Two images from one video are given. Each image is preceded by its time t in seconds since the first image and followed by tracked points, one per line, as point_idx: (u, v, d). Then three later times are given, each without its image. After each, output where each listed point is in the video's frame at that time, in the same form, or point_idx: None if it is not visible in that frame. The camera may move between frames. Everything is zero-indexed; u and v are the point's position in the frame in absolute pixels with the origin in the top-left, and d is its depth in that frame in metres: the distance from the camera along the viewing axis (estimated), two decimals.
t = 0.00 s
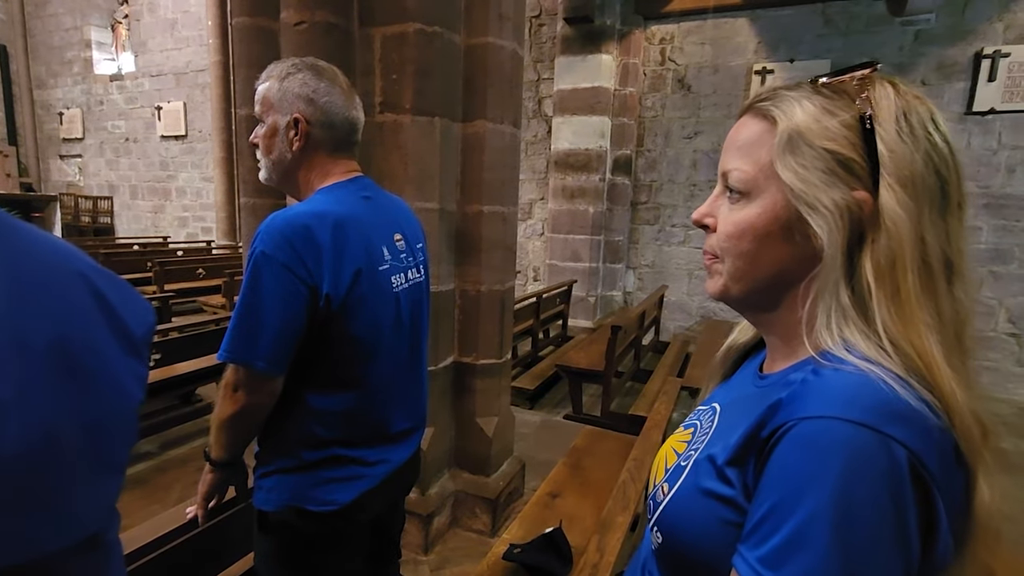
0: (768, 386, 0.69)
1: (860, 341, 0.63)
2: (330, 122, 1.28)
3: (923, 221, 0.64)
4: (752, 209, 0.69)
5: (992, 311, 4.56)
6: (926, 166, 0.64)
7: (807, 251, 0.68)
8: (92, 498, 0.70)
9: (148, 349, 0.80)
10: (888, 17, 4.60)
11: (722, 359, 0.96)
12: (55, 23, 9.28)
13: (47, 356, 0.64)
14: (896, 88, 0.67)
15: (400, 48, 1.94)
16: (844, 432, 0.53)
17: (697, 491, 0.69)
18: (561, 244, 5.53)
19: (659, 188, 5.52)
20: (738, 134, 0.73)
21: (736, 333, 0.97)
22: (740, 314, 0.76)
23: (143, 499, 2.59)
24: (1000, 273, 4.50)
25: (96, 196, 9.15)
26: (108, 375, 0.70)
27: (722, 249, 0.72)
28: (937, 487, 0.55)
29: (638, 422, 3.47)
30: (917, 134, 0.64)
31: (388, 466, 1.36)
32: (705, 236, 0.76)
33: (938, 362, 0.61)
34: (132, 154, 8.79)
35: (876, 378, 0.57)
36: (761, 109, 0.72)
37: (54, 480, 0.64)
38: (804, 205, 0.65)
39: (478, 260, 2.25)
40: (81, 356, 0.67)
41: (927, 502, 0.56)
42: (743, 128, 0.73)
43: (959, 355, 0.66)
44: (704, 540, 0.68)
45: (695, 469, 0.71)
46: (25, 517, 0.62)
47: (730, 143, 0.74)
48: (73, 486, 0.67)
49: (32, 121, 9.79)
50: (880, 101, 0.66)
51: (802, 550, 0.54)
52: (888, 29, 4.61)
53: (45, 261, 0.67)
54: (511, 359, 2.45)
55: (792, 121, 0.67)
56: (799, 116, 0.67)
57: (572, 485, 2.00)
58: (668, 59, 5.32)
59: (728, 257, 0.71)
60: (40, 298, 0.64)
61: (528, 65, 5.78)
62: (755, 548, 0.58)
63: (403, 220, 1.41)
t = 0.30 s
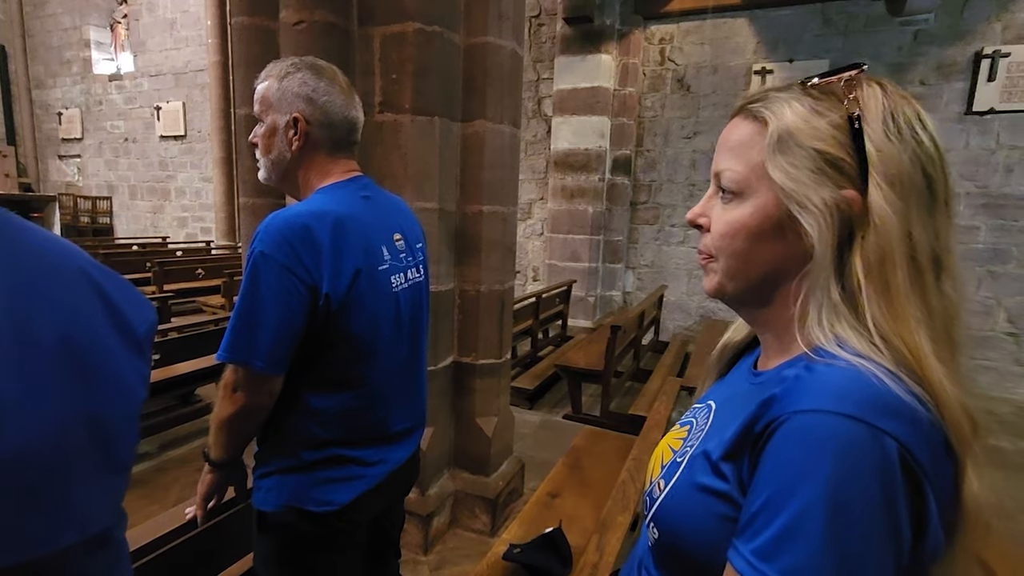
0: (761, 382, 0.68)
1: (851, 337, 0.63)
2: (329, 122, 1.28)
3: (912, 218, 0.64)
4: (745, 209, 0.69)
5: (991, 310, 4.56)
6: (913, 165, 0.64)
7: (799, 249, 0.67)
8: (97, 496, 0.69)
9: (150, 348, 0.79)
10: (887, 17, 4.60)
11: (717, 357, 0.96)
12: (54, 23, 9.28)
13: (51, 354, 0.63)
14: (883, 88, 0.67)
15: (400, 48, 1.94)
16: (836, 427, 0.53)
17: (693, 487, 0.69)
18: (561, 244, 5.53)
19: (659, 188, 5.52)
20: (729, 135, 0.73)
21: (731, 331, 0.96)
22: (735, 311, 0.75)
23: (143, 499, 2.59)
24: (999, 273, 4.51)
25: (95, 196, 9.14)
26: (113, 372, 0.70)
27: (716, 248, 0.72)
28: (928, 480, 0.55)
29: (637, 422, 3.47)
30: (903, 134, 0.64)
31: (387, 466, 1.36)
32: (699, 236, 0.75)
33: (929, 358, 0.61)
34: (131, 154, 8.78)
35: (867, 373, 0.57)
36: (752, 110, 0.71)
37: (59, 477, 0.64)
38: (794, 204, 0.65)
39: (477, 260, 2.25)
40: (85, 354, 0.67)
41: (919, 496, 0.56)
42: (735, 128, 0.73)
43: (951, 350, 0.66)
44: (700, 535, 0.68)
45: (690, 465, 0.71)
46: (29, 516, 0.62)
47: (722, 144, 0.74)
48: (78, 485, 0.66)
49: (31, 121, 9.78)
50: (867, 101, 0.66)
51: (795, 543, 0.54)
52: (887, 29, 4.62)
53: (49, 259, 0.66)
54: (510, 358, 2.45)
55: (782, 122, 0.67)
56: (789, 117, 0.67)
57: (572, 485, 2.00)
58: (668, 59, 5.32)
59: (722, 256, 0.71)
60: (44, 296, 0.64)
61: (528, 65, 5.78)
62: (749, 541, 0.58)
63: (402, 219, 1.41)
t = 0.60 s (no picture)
0: (751, 378, 0.68)
1: (837, 333, 0.62)
2: (328, 122, 1.27)
3: (896, 217, 0.64)
4: (733, 210, 0.69)
5: (991, 310, 4.56)
6: (897, 166, 0.64)
7: (786, 248, 0.67)
8: (98, 495, 0.69)
9: (150, 348, 0.79)
10: (887, 17, 4.60)
11: (710, 354, 0.95)
12: (53, 23, 9.26)
13: (52, 352, 0.63)
14: (867, 92, 0.67)
15: (399, 47, 1.94)
16: (822, 419, 0.53)
17: (685, 480, 0.68)
18: (561, 243, 5.53)
19: (659, 188, 5.52)
20: (719, 137, 0.73)
21: (723, 329, 0.96)
22: (726, 309, 0.75)
23: (142, 499, 2.59)
24: (998, 272, 4.51)
25: (94, 196, 9.14)
26: (113, 371, 0.70)
27: (707, 248, 0.71)
28: (912, 472, 0.55)
29: (637, 422, 3.47)
30: (886, 136, 0.64)
31: (386, 466, 1.35)
32: (690, 236, 0.75)
33: (913, 354, 0.61)
34: (130, 154, 8.77)
35: (852, 367, 0.57)
36: (741, 114, 0.71)
37: (60, 476, 0.64)
38: (781, 204, 0.65)
39: (477, 260, 2.24)
40: (85, 352, 0.66)
41: (904, 488, 0.56)
42: (724, 131, 0.72)
43: (937, 348, 0.66)
44: (692, 528, 0.67)
45: (682, 458, 0.70)
46: (32, 515, 0.61)
47: (712, 146, 0.74)
48: (80, 483, 0.66)
49: (30, 121, 9.78)
50: (851, 104, 0.66)
51: (783, 533, 0.54)
52: (887, 29, 4.61)
53: (48, 258, 0.66)
54: (510, 359, 2.45)
55: (769, 125, 0.67)
56: (776, 119, 0.67)
57: (572, 485, 2.00)
58: (667, 58, 5.31)
59: (712, 256, 0.71)
60: (44, 295, 0.64)
61: (528, 65, 5.78)
62: (738, 531, 0.58)
63: (402, 219, 1.41)
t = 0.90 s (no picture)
0: (745, 374, 0.68)
1: (828, 329, 0.62)
2: (328, 121, 1.27)
3: (885, 216, 0.63)
4: (726, 209, 0.68)
5: (991, 309, 4.56)
6: (885, 167, 0.63)
7: (778, 248, 0.67)
8: (95, 495, 0.69)
9: (147, 348, 0.79)
10: (887, 16, 4.60)
11: (705, 351, 0.95)
12: (53, 23, 9.26)
13: (47, 351, 0.63)
14: (856, 94, 0.66)
15: (399, 47, 1.93)
16: (813, 414, 0.53)
17: (680, 475, 0.68)
18: (561, 243, 5.52)
19: (659, 188, 5.52)
20: (712, 138, 0.72)
21: (717, 326, 0.95)
22: (718, 307, 0.75)
23: (142, 499, 2.59)
24: (999, 272, 4.50)
25: (94, 196, 9.13)
26: (110, 371, 0.70)
27: (700, 248, 0.71)
28: (903, 466, 0.55)
29: (637, 421, 3.47)
30: (876, 137, 0.63)
31: (385, 466, 1.35)
32: (684, 235, 0.75)
33: (903, 350, 0.61)
34: (130, 154, 8.77)
35: (843, 362, 0.57)
36: (733, 114, 0.70)
37: (57, 477, 0.63)
38: (772, 204, 0.65)
39: (477, 260, 2.24)
40: (82, 353, 0.66)
41: (895, 482, 0.55)
42: (716, 132, 0.72)
43: (928, 345, 0.65)
44: (689, 522, 0.67)
45: (677, 454, 0.70)
46: (29, 516, 0.61)
47: (705, 147, 0.73)
48: (77, 484, 0.66)
49: (30, 121, 9.78)
50: (841, 105, 0.66)
51: (776, 527, 0.54)
52: (887, 29, 4.61)
53: (44, 258, 0.66)
54: (510, 359, 2.45)
55: (760, 126, 0.66)
56: (768, 121, 0.66)
57: (571, 485, 2.00)
58: (668, 58, 5.31)
59: (706, 255, 0.70)
60: (40, 295, 0.63)
61: (528, 64, 5.78)
62: (734, 524, 0.58)
63: (401, 219, 1.40)
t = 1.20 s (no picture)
0: (745, 371, 0.67)
1: (829, 328, 0.62)
2: (328, 121, 1.26)
3: (888, 216, 0.63)
4: (729, 209, 0.67)
5: (994, 310, 4.55)
6: (887, 168, 0.63)
7: (780, 246, 0.66)
8: (93, 495, 0.69)
9: (144, 348, 0.78)
10: (889, 16, 4.59)
11: (703, 349, 0.94)
12: (54, 23, 9.27)
13: (45, 352, 0.62)
14: (858, 96, 0.66)
15: (399, 47, 1.93)
16: (815, 410, 0.52)
17: (681, 471, 0.67)
18: (561, 243, 5.52)
19: (660, 188, 5.51)
20: (713, 139, 0.71)
21: (716, 324, 0.94)
22: (719, 306, 0.74)
23: (142, 499, 2.58)
24: (1002, 272, 4.49)
25: (95, 196, 9.14)
26: (107, 372, 0.69)
27: (703, 247, 0.70)
28: (903, 461, 0.55)
29: (638, 421, 3.47)
30: (878, 139, 0.63)
31: (386, 467, 1.34)
32: (686, 235, 0.74)
33: (901, 348, 0.60)
34: (130, 154, 8.77)
35: (844, 359, 0.56)
36: (736, 115, 0.70)
37: (55, 478, 0.63)
38: (775, 205, 0.64)
39: (478, 260, 2.23)
40: (78, 354, 0.66)
41: (897, 476, 0.55)
42: (718, 133, 0.71)
43: (929, 344, 0.65)
44: (690, 518, 0.66)
45: (678, 450, 0.69)
46: (27, 518, 0.61)
47: (707, 147, 0.72)
48: (74, 485, 0.66)
49: (30, 120, 9.78)
50: (844, 108, 0.65)
51: (778, 522, 0.53)
52: (889, 29, 4.60)
53: (40, 259, 0.65)
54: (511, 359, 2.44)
55: (764, 127, 0.66)
56: (771, 122, 0.66)
57: (572, 485, 2.00)
58: (669, 58, 5.30)
59: (708, 255, 0.70)
60: (36, 296, 0.63)
61: (528, 65, 5.77)
62: (736, 519, 0.57)
63: (402, 219, 1.39)
